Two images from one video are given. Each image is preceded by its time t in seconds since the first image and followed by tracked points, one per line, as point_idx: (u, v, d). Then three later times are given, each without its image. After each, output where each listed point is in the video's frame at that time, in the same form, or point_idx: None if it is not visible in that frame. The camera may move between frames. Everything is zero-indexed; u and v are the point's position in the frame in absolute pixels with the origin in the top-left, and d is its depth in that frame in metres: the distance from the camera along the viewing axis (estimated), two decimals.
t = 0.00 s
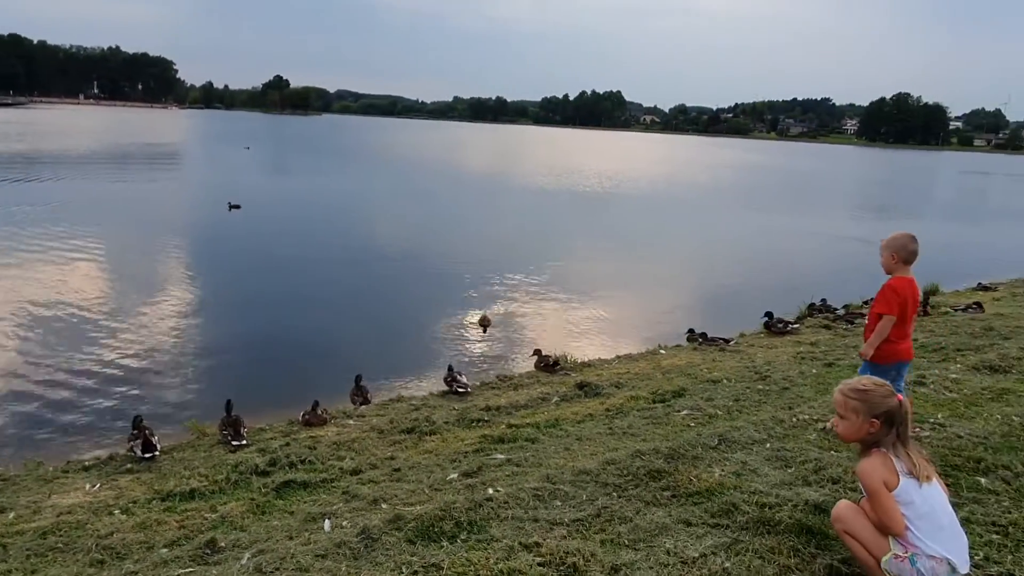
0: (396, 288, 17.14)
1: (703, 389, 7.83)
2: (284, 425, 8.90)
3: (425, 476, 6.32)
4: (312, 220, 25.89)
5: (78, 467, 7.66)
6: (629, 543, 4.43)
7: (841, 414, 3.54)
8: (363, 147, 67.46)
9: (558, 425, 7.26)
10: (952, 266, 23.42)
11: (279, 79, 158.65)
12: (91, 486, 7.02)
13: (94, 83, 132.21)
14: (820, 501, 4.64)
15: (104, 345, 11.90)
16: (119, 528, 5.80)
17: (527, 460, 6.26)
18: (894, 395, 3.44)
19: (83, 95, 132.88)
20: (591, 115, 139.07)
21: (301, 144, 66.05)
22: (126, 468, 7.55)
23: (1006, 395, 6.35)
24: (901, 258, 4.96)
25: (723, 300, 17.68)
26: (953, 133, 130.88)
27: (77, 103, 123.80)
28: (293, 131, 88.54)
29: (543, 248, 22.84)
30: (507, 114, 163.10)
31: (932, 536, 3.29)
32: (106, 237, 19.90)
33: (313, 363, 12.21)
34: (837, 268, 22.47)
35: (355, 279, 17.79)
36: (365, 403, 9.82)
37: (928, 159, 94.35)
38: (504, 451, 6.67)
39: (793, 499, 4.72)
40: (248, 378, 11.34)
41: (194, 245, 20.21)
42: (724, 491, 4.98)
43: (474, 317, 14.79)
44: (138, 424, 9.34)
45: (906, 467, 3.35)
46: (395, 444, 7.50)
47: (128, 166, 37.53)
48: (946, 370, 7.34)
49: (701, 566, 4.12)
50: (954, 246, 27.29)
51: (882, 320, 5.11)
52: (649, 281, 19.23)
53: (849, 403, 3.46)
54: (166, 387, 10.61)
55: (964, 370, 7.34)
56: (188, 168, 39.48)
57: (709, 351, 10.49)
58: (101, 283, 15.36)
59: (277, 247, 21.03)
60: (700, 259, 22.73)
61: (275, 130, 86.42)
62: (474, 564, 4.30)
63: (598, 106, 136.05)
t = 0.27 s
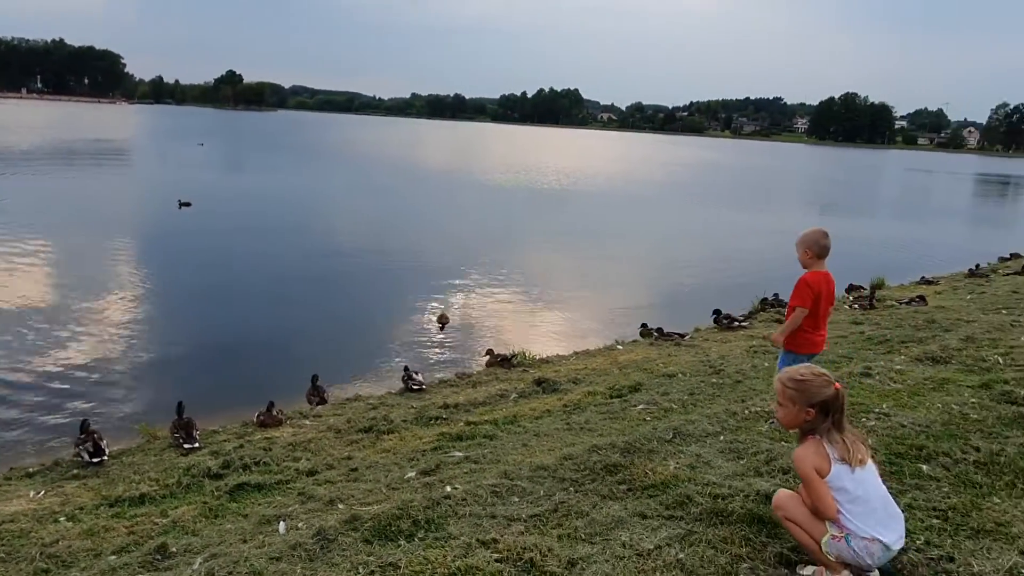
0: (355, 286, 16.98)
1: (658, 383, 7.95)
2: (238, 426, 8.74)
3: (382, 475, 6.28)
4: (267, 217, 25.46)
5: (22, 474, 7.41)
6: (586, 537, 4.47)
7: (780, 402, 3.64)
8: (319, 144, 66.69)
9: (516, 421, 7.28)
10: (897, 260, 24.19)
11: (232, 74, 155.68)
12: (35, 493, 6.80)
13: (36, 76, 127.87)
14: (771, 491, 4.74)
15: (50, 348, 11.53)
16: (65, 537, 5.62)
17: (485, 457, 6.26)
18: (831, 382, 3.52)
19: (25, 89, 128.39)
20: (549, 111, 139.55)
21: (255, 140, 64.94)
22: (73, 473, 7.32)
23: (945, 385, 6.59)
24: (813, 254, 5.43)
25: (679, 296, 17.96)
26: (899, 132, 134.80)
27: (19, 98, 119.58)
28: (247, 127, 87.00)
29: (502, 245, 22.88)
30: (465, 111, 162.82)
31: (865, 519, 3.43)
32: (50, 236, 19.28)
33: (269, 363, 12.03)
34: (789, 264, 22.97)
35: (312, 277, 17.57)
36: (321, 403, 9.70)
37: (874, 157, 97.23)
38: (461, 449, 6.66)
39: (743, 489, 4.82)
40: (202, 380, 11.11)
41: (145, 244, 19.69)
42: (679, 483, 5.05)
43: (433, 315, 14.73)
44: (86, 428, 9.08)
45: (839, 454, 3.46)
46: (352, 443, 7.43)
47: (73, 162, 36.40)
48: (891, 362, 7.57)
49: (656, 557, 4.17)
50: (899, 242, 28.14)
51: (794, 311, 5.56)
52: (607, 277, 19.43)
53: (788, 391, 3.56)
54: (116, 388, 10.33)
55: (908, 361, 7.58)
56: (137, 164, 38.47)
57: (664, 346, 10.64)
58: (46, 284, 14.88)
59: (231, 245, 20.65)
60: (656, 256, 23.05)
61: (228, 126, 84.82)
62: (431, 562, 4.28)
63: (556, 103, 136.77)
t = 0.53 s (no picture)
0: (320, 285, 16.80)
1: (622, 379, 8.02)
2: (199, 428, 8.60)
3: (347, 475, 6.23)
4: (229, 216, 25.05)
5: None
6: (550, 532, 4.50)
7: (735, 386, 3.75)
8: (283, 141, 65.85)
9: (481, 418, 7.28)
10: (855, 256, 24.75)
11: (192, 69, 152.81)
12: None
13: None
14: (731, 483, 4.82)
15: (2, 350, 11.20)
16: (18, 544, 5.47)
17: (450, 455, 6.25)
18: (780, 376, 3.58)
19: None
20: (515, 108, 139.59)
21: (217, 137, 63.86)
22: (27, 479, 7.13)
23: (899, 376, 6.78)
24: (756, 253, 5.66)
25: (644, 292, 18.15)
26: (856, 130, 137.77)
27: None
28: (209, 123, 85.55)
29: (468, 242, 22.85)
30: (430, 108, 162.25)
31: (800, 504, 3.62)
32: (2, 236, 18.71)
33: (233, 363, 11.85)
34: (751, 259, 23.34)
35: (276, 276, 17.34)
36: (284, 403, 9.59)
37: (833, 155, 99.36)
38: (427, 447, 6.64)
39: (705, 482, 4.89)
40: (163, 382, 10.90)
41: (102, 244, 19.23)
42: (642, 477, 5.11)
43: (398, 313, 14.64)
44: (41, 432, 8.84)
45: (777, 448, 3.58)
46: (316, 443, 7.35)
47: (26, 160, 35.39)
48: (848, 355, 7.75)
49: (619, 550, 4.21)
50: (856, 239, 28.75)
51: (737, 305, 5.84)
52: (574, 274, 19.55)
53: (740, 379, 3.67)
54: (72, 391, 10.08)
55: (863, 354, 7.77)
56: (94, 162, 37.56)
57: (628, 342, 10.75)
58: None
59: (193, 244, 20.28)
60: (622, 252, 23.25)
61: (188, 122, 83.27)
62: (395, 561, 4.26)
63: (522, 101, 137.06)
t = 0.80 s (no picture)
0: (292, 284, 16.64)
1: (595, 375, 8.08)
2: (168, 429, 8.50)
3: (320, 474, 6.20)
4: (199, 215, 24.71)
5: None
6: (524, 527, 4.52)
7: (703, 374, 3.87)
8: (253, 138, 65.11)
9: (455, 416, 7.29)
10: (824, 252, 25.12)
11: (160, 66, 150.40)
12: None
13: None
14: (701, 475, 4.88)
15: None
16: None
17: (423, 452, 6.24)
18: (746, 363, 3.71)
19: None
20: (488, 107, 139.52)
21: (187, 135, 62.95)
22: None
23: (865, 369, 6.91)
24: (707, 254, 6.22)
25: (618, 289, 18.26)
26: (825, 129, 139.92)
27: None
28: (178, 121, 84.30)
29: (443, 241, 22.79)
30: (404, 106, 161.50)
31: (765, 488, 3.71)
32: None
33: (203, 365, 11.69)
34: (723, 256, 23.59)
35: (247, 276, 17.13)
36: (255, 403, 9.50)
37: (802, 153, 100.83)
38: (400, 444, 6.63)
39: (676, 475, 4.95)
40: (132, 384, 10.73)
41: (68, 244, 18.87)
42: (615, 471, 5.15)
43: (372, 312, 14.56)
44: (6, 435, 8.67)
45: (742, 433, 3.70)
46: (289, 443, 7.30)
47: None
48: (816, 349, 7.88)
49: (592, 544, 4.24)
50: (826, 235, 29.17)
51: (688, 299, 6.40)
52: (548, 272, 19.61)
53: (709, 365, 3.80)
54: (39, 394, 9.89)
55: (831, 347, 7.90)
56: (59, 160, 36.81)
57: (602, 338, 10.81)
58: None
59: (162, 243, 19.97)
60: (596, 250, 23.35)
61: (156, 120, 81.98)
62: (368, 559, 4.25)
63: (495, 99, 137.03)
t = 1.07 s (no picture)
0: (273, 283, 16.51)
1: (577, 371, 8.11)
2: (147, 430, 8.42)
3: (302, 472, 6.17)
4: (178, 214, 24.41)
5: None
6: (505, 522, 4.53)
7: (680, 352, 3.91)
8: (232, 137, 64.51)
9: (437, 413, 7.28)
10: (804, 248, 25.34)
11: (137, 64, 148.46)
12: None
13: None
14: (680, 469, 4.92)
15: None
16: None
17: (406, 450, 6.24)
18: (723, 339, 3.80)
19: None
20: (469, 105, 139.21)
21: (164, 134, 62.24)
22: None
23: (842, 362, 7.00)
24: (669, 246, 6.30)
25: (600, 286, 18.30)
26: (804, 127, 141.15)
27: None
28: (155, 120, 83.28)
29: (425, 239, 22.71)
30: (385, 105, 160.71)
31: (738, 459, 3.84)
32: None
33: (184, 365, 11.58)
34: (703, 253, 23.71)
35: (227, 275, 16.97)
36: (234, 403, 9.45)
37: (782, 150, 101.58)
38: (382, 442, 6.61)
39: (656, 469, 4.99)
40: (111, 385, 10.61)
41: (44, 244, 18.58)
42: (597, 466, 5.17)
43: (354, 311, 14.50)
44: None
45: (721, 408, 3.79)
46: (270, 442, 7.26)
47: None
48: (795, 343, 7.96)
49: (573, 537, 4.27)
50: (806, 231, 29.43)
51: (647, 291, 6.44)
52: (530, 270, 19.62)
53: (689, 343, 3.85)
54: (15, 396, 9.75)
55: (810, 342, 7.98)
56: (34, 159, 36.24)
57: (583, 334, 10.84)
58: None
59: (140, 242, 19.72)
60: (578, 247, 23.39)
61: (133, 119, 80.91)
62: (351, 556, 4.25)
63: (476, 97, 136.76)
